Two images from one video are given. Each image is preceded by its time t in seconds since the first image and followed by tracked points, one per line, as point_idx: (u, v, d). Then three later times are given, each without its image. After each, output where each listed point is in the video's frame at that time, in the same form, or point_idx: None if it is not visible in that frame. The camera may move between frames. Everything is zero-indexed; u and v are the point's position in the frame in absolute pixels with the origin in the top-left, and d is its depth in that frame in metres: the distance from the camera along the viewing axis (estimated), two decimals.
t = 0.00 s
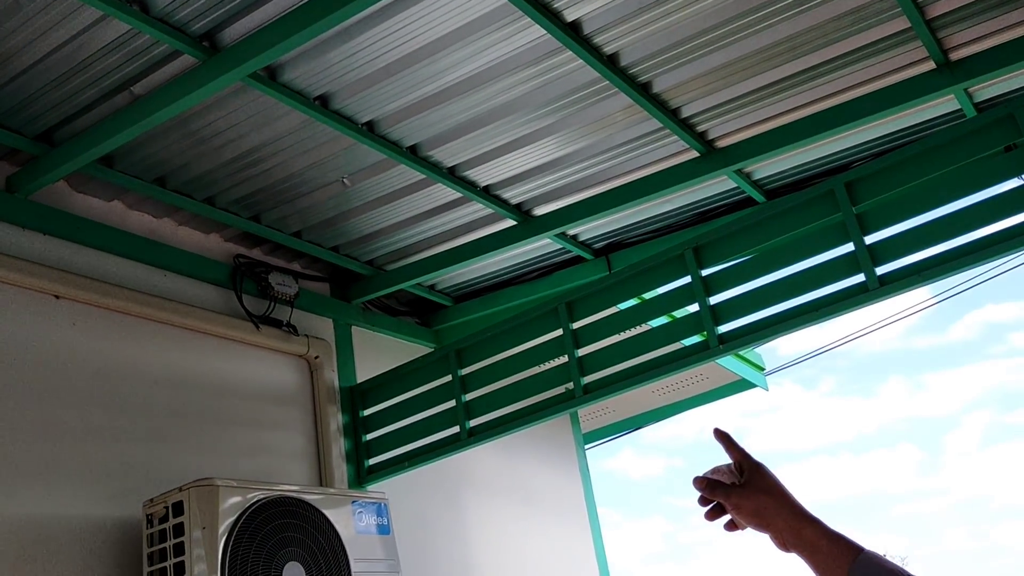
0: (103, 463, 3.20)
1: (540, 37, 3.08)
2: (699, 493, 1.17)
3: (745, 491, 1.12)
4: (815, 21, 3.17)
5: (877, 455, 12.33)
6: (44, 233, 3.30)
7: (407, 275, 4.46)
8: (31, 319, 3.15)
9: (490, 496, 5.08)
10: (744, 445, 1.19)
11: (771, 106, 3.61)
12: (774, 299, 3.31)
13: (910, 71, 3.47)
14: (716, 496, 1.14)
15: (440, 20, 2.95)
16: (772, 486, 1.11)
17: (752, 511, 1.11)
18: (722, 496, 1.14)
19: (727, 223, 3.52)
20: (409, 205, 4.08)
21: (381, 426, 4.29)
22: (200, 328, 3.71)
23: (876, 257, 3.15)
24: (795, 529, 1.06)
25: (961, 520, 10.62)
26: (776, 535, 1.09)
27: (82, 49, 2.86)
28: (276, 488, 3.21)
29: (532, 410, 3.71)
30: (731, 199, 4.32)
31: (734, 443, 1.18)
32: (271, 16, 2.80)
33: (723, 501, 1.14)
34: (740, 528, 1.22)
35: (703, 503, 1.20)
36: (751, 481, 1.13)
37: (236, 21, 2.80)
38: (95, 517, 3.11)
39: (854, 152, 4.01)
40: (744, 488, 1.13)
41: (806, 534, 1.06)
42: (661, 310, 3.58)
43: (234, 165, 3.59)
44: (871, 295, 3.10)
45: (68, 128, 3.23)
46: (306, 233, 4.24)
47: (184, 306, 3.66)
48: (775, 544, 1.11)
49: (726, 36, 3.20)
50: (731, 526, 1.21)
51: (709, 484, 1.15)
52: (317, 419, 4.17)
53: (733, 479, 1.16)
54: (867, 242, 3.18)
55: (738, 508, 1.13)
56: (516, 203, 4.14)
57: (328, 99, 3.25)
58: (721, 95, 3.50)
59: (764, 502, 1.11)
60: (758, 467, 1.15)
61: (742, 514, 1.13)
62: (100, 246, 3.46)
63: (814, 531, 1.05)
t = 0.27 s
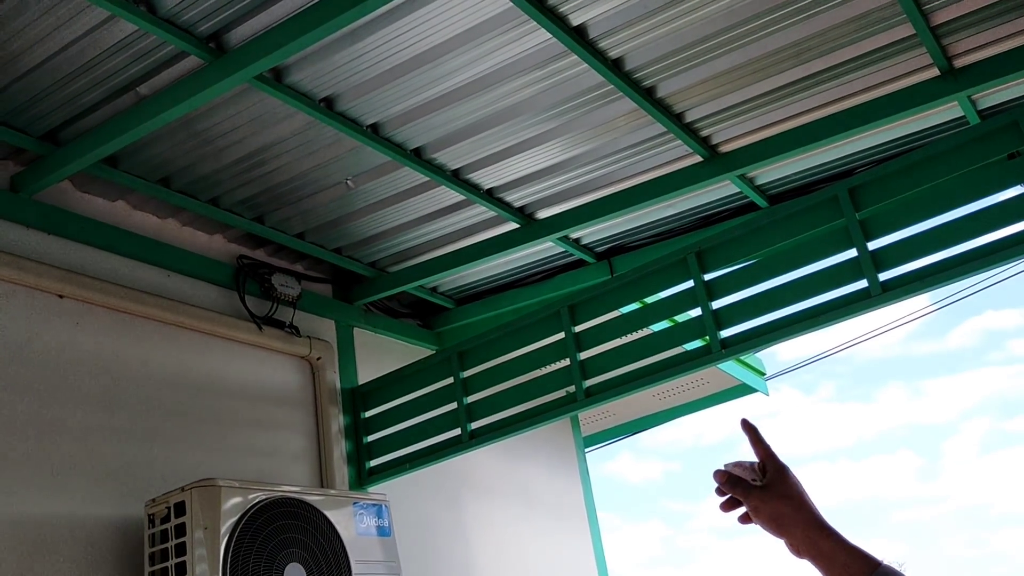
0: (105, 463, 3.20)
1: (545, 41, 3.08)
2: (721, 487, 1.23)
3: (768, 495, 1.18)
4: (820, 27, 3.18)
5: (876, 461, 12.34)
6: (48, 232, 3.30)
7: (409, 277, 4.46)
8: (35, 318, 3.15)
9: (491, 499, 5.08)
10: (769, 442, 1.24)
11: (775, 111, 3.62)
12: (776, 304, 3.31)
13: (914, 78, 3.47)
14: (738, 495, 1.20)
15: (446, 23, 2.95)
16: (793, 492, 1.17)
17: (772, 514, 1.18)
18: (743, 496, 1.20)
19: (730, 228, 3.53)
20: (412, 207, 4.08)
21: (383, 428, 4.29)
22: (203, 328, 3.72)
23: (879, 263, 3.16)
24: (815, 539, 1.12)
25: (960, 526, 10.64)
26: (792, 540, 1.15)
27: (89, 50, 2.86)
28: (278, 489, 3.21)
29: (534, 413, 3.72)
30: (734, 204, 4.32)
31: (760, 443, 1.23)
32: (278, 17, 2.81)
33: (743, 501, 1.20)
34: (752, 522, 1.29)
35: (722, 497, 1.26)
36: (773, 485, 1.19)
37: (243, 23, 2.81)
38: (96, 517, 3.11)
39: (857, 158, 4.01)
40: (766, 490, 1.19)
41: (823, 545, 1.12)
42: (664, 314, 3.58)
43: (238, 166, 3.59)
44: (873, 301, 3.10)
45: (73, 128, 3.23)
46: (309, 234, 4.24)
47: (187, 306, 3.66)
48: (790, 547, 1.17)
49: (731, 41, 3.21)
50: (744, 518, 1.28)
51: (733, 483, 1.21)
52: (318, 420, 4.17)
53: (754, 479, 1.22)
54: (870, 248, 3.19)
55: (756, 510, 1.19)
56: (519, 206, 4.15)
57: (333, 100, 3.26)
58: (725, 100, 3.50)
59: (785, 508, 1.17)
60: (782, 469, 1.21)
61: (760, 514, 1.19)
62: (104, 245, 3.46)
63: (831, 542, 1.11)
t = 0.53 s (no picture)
0: (104, 462, 3.19)
1: (547, 42, 3.08)
2: (715, 525, 1.19)
3: (767, 522, 1.16)
4: (821, 29, 3.18)
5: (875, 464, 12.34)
6: (47, 231, 3.30)
7: (409, 278, 4.46)
8: (34, 317, 3.15)
9: (489, 500, 5.08)
10: (751, 473, 1.23)
11: (776, 113, 3.62)
12: (776, 306, 3.31)
13: (915, 80, 3.47)
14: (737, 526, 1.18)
15: (448, 23, 2.95)
16: (790, 515, 1.16)
17: (773, 540, 1.16)
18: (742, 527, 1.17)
19: (730, 230, 3.53)
20: (413, 208, 4.08)
21: (382, 428, 4.29)
22: (202, 327, 3.71)
23: (879, 266, 3.16)
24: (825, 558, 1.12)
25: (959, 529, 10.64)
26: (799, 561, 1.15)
27: (90, 48, 2.86)
28: (276, 489, 3.21)
29: (533, 414, 3.71)
30: (734, 206, 4.32)
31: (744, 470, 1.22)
32: (279, 17, 2.81)
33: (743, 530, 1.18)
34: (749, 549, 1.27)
35: (717, 532, 1.23)
36: (769, 511, 1.17)
37: (244, 22, 2.81)
38: (94, 516, 3.10)
39: (858, 161, 4.01)
40: (762, 517, 1.17)
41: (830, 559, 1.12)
42: (664, 316, 3.58)
43: (239, 165, 3.59)
44: (873, 304, 3.10)
45: (74, 126, 3.23)
46: (309, 234, 4.24)
47: (186, 306, 3.66)
48: (795, 569, 1.16)
49: (733, 43, 3.21)
50: (745, 552, 1.26)
51: (729, 515, 1.18)
52: (317, 421, 4.17)
53: (749, 510, 1.19)
54: (870, 250, 3.18)
55: (757, 539, 1.17)
56: (519, 207, 4.15)
57: (333, 100, 3.26)
58: (726, 101, 3.50)
59: (786, 532, 1.15)
60: (770, 493, 1.20)
61: (761, 544, 1.17)
62: (103, 245, 3.46)
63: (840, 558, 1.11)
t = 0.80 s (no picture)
0: (99, 459, 3.18)
1: (544, 39, 3.08)
2: (714, 532, 1.06)
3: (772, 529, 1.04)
4: (819, 26, 3.18)
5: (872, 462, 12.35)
6: (43, 227, 3.29)
7: (406, 275, 4.45)
8: (29, 313, 3.14)
9: (486, 498, 5.07)
10: (751, 476, 1.11)
11: (773, 111, 3.62)
12: (773, 304, 3.31)
13: (912, 78, 3.47)
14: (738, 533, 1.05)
15: (445, 20, 2.95)
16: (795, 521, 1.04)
17: (778, 547, 1.04)
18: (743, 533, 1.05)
19: (728, 227, 3.52)
20: (409, 205, 4.07)
21: (379, 426, 4.28)
22: (198, 325, 3.70)
23: (877, 263, 3.16)
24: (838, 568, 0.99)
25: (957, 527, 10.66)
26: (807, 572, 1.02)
27: (86, 44, 2.85)
28: (273, 486, 3.20)
29: (530, 412, 3.71)
30: (731, 203, 4.32)
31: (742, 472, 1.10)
32: (276, 13, 2.80)
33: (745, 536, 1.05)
34: (751, 554, 1.16)
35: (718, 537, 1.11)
36: (772, 516, 1.05)
37: (240, 18, 2.80)
38: (90, 513, 3.09)
39: (855, 159, 4.01)
40: (765, 522, 1.05)
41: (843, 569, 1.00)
42: (661, 313, 3.58)
43: (235, 162, 3.58)
44: (871, 301, 3.10)
45: (69, 123, 3.22)
46: (305, 231, 4.23)
47: (183, 303, 3.65)
48: None
49: (730, 40, 3.20)
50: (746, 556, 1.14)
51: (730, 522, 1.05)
52: (314, 418, 4.16)
53: (750, 515, 1.07)
54: (868, 248, 3.18)
55: (760, 546, 1.05)
56: (517, 205, 4.14)
57: (330, 97, 3.25)
58: (723, 99, 3.50)
59: (792, 538, 1.04)
60: (771, 496, 1.08)
61: (764, 552, 1.05)
62: (99, 241, 3.45)
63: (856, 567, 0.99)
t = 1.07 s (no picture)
0: (101, 456, 3.20)
1: (544, 37, 3.08)
2: (728, 528, 1.19)
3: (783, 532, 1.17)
4: (818, 24, 3.18)
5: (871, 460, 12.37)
6: (44, 226, 3.30)
7: (406, 273, 4.46)
8: (30, 311, 3.15)
9: (486, 496, 5.09)
10: (764, 478, 1.24)
11: (773, 109, 3.63)
12: (772, 302, 3.32)
13: (911, 76, 3.48)
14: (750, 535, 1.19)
15: (445, 18, 2.95)
16: (806, 523, 1.17)
17: (788, 550, 1.17)
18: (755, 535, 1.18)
19: (727, 225, 3.53)
20: (409, 203, 4.08)
21: (378, 423, 4.29)
22: (199, 322, 3.71)
23: (875, 262, 3.17)
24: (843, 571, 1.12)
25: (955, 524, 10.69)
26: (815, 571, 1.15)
27: (87, 42, 2.86)
28: (273, 484, 3.21)
29: (530, 409, 3.72)
30: (730, 201, 4.33)
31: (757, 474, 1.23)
32: (276, 11, 2.80)
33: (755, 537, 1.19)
34: (757, 553, 1.29)
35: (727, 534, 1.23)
36: (784, 518, 1.18)
37: (241, 16, 2.80)
38: (91, 510, 3.11)
39: (854, 157, 4.02)
40: (777, 525, 1.19)
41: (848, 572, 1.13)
42: (661, 311, 3.59)
43: (236, 160, 3.59)
44: (869, 300, 3.11)
45: (70, 121, 3.22)
46: (305, 229, 4.24)
47: (183, 300, 3.66)
48: None
49: (729, 39, 3.21)
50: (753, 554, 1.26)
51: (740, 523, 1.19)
52: (314, 416, 4.17)
53: (761, 516, 1.20)
54: (866, 246, 3.19)
55: (772, 546, 1.18)
56: (516, 203, 4.15)
57: (330, 95, 3.26)
58: (723, 97, 3.51)
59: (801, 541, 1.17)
60: (784, 499, 1.21)
61: (774, 549, 1.18)
62: (100, 239, 3.46)
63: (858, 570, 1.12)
